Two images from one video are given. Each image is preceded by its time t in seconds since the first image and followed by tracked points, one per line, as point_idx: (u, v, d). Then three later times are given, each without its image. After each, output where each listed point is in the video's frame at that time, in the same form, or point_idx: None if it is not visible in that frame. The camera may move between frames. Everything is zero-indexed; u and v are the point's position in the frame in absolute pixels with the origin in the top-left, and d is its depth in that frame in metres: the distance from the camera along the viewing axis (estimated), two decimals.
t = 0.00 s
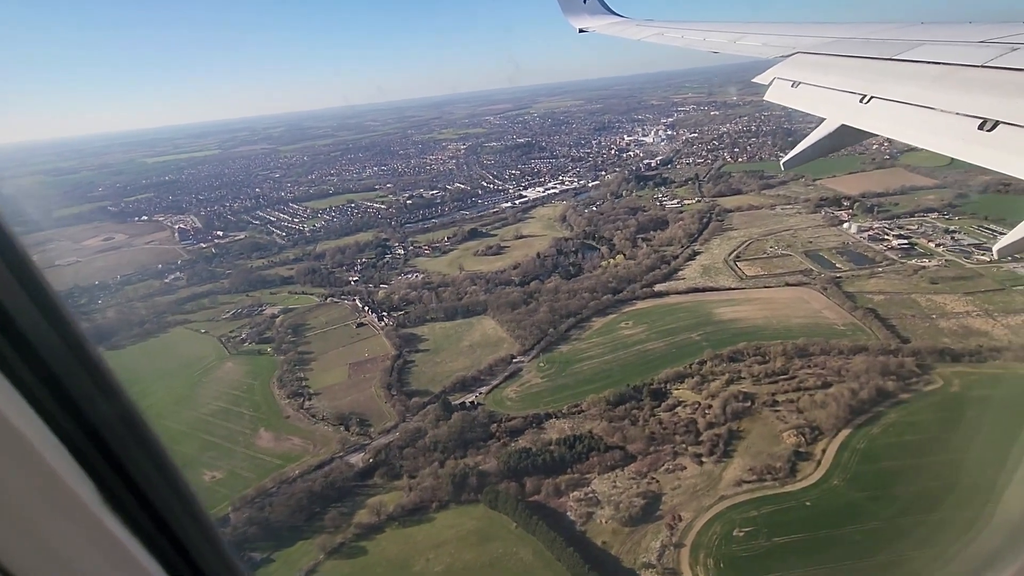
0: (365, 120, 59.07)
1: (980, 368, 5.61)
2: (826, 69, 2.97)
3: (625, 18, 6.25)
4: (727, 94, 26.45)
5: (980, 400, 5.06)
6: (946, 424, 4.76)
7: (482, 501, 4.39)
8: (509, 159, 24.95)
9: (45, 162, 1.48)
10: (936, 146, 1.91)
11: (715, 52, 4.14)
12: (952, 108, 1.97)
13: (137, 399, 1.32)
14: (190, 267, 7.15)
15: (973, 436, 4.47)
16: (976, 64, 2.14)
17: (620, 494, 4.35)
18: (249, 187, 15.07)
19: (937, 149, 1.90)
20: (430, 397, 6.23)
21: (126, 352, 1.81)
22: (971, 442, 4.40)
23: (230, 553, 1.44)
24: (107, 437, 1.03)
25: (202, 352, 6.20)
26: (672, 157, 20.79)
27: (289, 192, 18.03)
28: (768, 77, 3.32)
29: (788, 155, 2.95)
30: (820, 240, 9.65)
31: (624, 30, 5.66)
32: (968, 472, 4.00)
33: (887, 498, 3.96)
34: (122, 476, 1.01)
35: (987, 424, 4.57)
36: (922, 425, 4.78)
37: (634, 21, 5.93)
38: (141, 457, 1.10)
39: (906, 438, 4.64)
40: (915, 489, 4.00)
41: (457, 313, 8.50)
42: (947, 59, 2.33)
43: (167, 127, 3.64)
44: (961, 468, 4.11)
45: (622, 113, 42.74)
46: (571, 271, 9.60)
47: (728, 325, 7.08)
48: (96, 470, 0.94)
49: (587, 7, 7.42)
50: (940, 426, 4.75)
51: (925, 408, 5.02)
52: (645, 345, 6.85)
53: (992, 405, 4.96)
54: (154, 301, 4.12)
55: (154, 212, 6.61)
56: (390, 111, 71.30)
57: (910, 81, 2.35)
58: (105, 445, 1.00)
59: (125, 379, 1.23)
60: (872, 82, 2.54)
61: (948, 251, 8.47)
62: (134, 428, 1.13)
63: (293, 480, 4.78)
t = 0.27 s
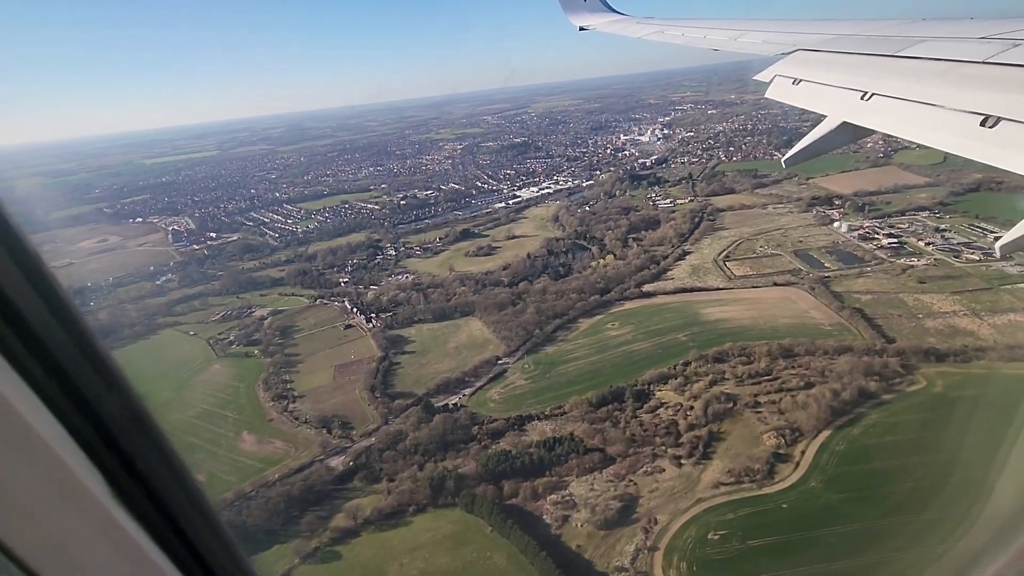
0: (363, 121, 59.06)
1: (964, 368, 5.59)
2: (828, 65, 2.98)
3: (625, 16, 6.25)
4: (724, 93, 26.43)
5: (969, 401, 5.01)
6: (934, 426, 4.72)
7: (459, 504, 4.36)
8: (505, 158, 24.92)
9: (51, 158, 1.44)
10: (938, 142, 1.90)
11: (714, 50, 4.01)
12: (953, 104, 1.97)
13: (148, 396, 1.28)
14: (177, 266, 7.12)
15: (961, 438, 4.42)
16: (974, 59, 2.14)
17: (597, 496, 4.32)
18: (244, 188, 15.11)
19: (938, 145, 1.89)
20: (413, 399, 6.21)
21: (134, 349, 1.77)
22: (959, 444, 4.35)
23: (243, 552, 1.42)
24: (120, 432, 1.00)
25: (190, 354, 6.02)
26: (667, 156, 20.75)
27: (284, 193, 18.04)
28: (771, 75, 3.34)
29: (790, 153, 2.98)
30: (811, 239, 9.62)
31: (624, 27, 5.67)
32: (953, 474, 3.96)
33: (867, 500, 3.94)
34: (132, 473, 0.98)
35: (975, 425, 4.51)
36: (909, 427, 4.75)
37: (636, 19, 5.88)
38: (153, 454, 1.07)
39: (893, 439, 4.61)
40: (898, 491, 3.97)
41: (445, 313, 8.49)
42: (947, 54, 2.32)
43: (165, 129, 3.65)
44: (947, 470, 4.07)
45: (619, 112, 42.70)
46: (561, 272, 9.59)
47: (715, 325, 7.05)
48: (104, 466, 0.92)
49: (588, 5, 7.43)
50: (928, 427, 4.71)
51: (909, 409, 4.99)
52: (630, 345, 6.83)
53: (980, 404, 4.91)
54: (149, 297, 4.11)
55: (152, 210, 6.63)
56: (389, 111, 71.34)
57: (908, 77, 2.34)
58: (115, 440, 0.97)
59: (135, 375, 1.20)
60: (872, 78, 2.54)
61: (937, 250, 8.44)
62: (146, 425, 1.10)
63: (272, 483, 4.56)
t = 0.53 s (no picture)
0: (362, 122, 59.07)
1: (949, 369, 5.56)
2: (828, 62, 2.98)
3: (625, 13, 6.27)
4: (722, 92, 26.39)
5: (962, 405, 4.93)
6: (926, 430, 4.65)
7: (436, 508, 4.32)
8: (501, 159, 24.89)
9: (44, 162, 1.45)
10: (944, 139, 1.92)
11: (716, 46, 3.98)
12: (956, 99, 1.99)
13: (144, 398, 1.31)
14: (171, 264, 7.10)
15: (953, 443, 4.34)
16: (978, 54, 2.15)
17: (574, 500, 4.29)
18: (240, 189, 15.09)
19: (944, 140, 1.91)
20: (396, 402, 6.18)
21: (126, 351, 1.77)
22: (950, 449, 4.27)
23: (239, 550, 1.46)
24: (119, 434, 1.03)
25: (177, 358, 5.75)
26: (663, 156, 20.71)
27: (278, 195, 18.01)
28: (770, 72, 3.33)
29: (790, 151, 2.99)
30: (801, 239, 9.58)
31: (625, 24, 5.69)
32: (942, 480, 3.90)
33: (849, 504, 3.91)
34: (129, 474, 1.02)
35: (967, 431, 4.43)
36: (899, 431, 4.68)
37: (637, 16, 5.85)
38: (150, 455, 1.10)
39: (883, 444, 4.55)
40: (886, 497, 3.92)
41: (434, 315, 8.47)
42: (951, 49, 2.34)
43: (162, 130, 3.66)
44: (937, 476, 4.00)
45: (617, 112, 42.65)
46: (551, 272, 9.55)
47: (701, 327, 7.02)
48: (102, 467, 0.95)
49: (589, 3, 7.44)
50: (921, 432, 4.64)
51: (894, 412, 4.95)
52: (616, 347, 6.80)
53: (972, 408, 4.84)
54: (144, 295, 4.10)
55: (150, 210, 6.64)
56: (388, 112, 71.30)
57: (912, 74, 2.36)
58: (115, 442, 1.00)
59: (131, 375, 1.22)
60: (875, 75, 2.55)
61: (927, 249, 8.41)
62: (143, 426, 1.13)
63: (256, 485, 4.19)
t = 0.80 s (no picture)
0: (362, 123, 59.04)
1: (934, 371, 5.53)
2: (830, 60, 2.97)
3: (627, 13, 6.26)
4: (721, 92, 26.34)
5: (954, 408, 4.84)
6: (917, 433, 4.58)
7: (412, 514, 4.28)
8: (499, 160, 24.85)
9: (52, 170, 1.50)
10: (947, 133, 1.95)
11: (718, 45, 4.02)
12: (959, 96, 2.02)
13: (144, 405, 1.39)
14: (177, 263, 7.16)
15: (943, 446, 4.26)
16: (985, 53, 2.16)
17: (551, 505, 4.27)
18: (236, 191, 15.05)
19: (949, 137, 1.94)
20: (380, 406, 6.16)
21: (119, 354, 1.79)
22: (941, 451, 4.19)
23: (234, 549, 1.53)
24: (121, 441, 1.10)
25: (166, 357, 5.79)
26: (659, 156, 20.66)
27: (275, 196, 18.00)
28: (770, 70, 3.32)
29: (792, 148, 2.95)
30: (793, 240, 9.54)
31: (627, 23, 5.68)
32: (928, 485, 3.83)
33: (829, 509, 3.87)
34: (130, 478, 1.09)
35: (959, 433, 4.35)
36: (888, 435, 4.62)
37: (638, 15, 5.84)
38: (149, 459, 1.18)
39: (872, 448, 4.49)
40: (871, 502, 3.86)
41: (423, 318, 8.45)
42: (955, 47, 2.34)
43: (161, 133, 3.69)
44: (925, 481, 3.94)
45: (616, 113, 42.58)
46: (541, 274, 9.53)
47: (689, 329, 6.99)
48: (106, 472, 1.03)
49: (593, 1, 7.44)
50: (911, 435, 4.57)
51: (878, 415, 4.91)
52: (602, 350, 6.78)
53: (962, 411, 4.75)
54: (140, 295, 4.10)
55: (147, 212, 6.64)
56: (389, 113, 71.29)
57: (918, 71, 2.36)
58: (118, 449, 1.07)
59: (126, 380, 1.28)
60: (881, 72, 2.55)
61: (918, 251, 8.36)
62: (144, 433, 1.21)
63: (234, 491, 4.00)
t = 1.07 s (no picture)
0: (362, 122, 59.06)
1: (919, 375, 5.50)
2: (834, 59, 2.94)
3: (629, 12, 6.24)
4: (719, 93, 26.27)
5: (941, 417, 4.81)
6: (903, 441, 4.54)
7: (388, 518, 4.26)
8: (496, 161, 24.84)
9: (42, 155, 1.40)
10: (953, 134, 1.89)
11: (722, 44, 4.07)
12: (964, 94, 1.97)
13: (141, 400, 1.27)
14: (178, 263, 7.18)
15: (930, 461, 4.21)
16: (989, 52, 2.12)
17: (528, 509, 4.25)
18: (232, 191, 15.04)
19: (952, 136, 1.89)
20: (363, 408, 6.14)
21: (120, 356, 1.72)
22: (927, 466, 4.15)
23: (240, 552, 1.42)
24: (117, 435, 0.99)
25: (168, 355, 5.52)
26: (656, 157, 20.61)
27: (272, 197, 18.00)
28: (774, 69, 3.31)
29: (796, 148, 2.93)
30: (784, 241, 9.50)
31: (629, 22, 5.67)
32: (911, 499, 3.80)
33: (806, 515, 3.85)
34: (129, 477, 0.98)
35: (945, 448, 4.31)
36: (873, 441, 4.59)
37: (640, 15, 5.84)
38: (149, 457, 1.07)
39: (857, 454, 4.46)
40: (852, 511, 3.84)
41: (412, 319, 8.43)
42: (960, 46, 2.30)
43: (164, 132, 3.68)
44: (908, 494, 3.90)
45: (615, 113, 42.51)
46: (532, 276, 9.50)
47: (675, 331, 6.97)
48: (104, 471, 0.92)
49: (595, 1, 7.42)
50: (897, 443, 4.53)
51: (860, 420, 4.88)
52: (589, 352, 6.74)
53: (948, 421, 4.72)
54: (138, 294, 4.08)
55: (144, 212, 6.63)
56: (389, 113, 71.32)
57: (922, 69, 2.32)
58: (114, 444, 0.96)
59: (124, 374, 1.17)
60: (885, 71, 2.51)
61: (909, 252, 8.31)
62: (144, 428, 1.10)
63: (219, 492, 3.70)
